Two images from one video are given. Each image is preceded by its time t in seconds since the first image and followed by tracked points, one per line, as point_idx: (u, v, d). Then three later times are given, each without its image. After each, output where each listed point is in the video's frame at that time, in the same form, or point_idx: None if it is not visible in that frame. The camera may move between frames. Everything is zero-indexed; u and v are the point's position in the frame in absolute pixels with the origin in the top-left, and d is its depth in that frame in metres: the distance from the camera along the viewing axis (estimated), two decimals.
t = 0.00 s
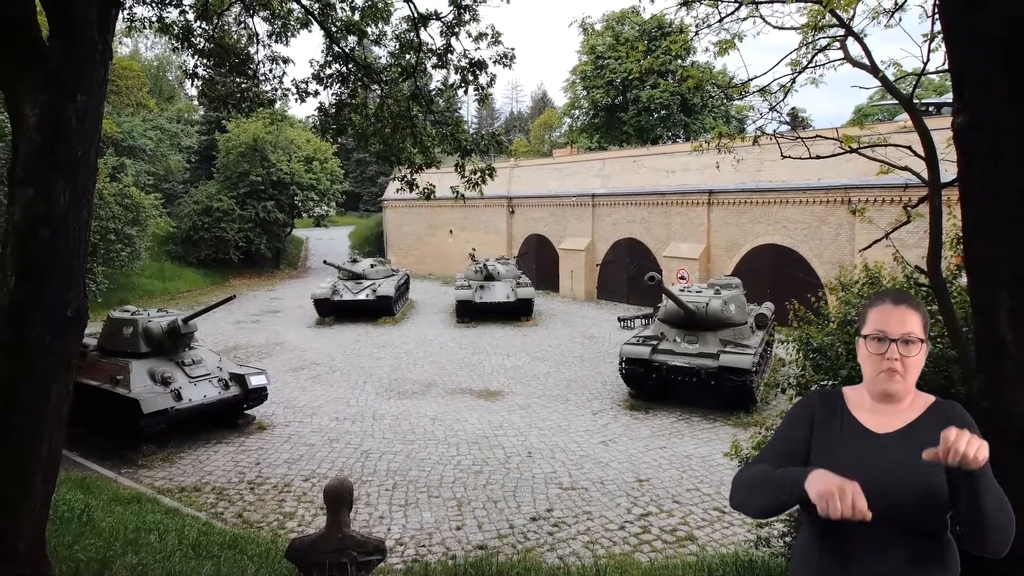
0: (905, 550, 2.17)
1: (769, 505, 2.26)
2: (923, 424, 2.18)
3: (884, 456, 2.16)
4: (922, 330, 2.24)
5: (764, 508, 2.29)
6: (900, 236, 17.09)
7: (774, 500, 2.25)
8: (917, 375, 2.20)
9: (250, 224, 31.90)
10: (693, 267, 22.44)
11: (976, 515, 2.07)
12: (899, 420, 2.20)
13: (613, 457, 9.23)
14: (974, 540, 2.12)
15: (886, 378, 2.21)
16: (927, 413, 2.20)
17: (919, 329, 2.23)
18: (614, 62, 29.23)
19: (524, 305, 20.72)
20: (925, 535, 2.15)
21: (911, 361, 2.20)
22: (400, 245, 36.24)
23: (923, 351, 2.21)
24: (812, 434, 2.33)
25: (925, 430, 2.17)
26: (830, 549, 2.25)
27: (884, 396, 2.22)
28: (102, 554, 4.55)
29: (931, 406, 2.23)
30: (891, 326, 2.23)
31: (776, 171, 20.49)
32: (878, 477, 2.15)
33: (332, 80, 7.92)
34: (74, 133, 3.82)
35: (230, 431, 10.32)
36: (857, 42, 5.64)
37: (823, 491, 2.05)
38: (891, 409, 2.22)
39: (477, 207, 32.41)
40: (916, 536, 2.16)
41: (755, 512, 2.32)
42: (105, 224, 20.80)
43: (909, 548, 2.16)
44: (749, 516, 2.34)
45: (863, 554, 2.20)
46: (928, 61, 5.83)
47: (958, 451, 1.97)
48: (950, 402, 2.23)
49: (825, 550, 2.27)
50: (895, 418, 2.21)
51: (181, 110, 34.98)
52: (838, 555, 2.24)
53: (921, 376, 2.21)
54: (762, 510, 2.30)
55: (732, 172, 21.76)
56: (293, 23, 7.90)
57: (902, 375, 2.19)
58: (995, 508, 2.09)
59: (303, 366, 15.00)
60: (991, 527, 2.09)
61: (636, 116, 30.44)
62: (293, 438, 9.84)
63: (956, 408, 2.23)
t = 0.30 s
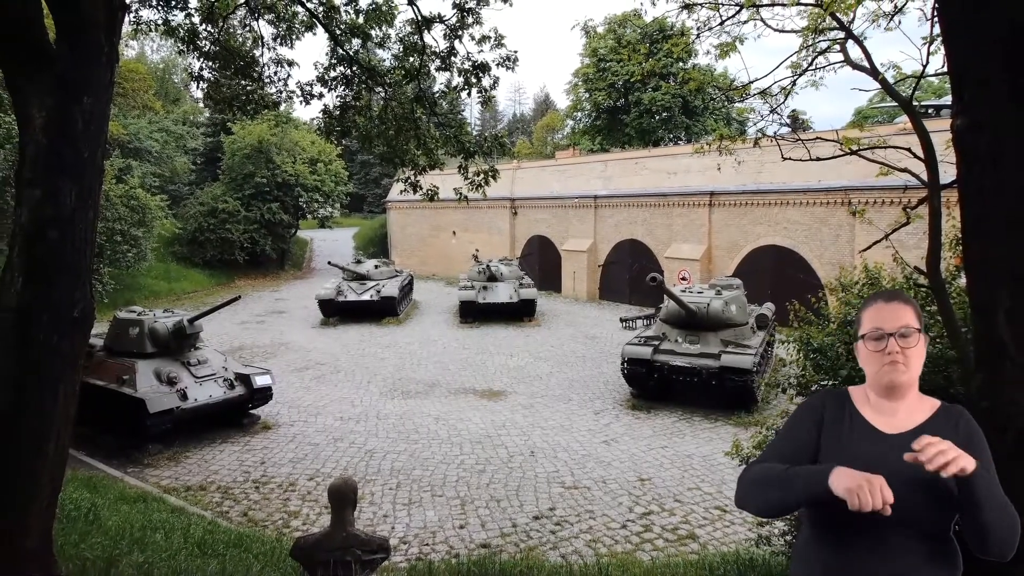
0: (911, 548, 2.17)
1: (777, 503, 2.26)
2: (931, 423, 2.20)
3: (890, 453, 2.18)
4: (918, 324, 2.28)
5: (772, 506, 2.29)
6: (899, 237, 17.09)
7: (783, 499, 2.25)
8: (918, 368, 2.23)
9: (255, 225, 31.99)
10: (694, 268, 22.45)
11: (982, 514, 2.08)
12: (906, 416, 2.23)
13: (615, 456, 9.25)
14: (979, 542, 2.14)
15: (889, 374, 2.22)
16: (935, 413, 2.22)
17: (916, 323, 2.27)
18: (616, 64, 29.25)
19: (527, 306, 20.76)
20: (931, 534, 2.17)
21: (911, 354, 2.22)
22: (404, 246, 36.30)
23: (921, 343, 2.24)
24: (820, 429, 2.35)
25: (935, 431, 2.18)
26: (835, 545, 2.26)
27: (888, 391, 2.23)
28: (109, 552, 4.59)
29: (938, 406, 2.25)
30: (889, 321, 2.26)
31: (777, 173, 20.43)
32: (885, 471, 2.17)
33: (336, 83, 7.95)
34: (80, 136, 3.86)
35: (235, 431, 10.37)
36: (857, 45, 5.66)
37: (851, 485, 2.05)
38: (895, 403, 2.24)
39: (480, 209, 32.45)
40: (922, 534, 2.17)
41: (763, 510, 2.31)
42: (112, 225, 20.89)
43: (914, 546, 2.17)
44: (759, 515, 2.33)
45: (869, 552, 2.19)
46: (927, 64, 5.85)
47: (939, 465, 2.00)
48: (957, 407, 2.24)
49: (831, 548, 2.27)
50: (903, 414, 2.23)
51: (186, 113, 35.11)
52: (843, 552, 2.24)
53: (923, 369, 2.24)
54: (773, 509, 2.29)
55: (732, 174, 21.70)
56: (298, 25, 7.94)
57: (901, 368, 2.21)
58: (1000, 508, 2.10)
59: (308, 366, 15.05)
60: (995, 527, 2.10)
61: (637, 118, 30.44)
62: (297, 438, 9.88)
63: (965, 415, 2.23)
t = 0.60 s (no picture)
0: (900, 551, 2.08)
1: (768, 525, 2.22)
2: (907, 420, 2.14)
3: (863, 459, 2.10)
4: (873, 329, 2.21)
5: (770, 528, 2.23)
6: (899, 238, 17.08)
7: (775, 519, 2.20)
8: (882, 373, 2.18)
9: (260, 227, 32.09)
10: (695, 269, 22.43)
11: (959, 510, 1.98)
12: (878, 420, 2.16)
13: (617, 455, 9.27)
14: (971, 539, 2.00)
15: (854, 384, 2.16)
16: (911, 408, 2.15)
17: (869, 327, 2.20)
18: (618, 67, 29.26)
19: (529, 307, 20.78)
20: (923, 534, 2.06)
21: (869, 361, 2.15)
22: (408, 247, 36.38)
23: (878, 348, 2.18)
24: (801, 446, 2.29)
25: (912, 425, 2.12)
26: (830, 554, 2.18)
27: (855, 401, 2.18)
28: (115, 551, 4.62)
29: (914, 402, 2.17)
30: (841, 333, 2.19)
31: (777, 175, 20.45)
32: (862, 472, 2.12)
33: (341, 85, 7.98)
34: (88, 138, 3.89)
35: (241, 430, 10.41)
36: (857, 48, 5.67)
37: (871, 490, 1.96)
38: (865, 409, 2.17)
39: (483, 210, 32.50)
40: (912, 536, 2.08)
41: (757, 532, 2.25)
42: (118, 226, 20.95)
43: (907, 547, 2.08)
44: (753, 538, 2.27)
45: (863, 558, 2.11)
46: (926, 67, 5.86)
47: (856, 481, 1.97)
48: (933, 392, 2.19)
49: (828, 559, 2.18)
50: (878, 418, 2.16)
51: (191, 115, 35.24)
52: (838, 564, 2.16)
53: (887, 371, 2.17)
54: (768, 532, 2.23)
55: (733, 176, 21.69)
56: (303, 28, 7.98)
57: (865, 376, 2.15)
58: (986, 500, 1.99)
59: (313, 366, 15.10)
60: (983, 519, 1.98)
61: (639, 121, 30.45)
62: (302, 437, 9.92)
63: (945, 399, 2.18)
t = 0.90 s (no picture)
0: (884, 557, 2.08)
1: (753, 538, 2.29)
2: (883, 424, 2.15)
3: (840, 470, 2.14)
4: (853, 334, 2.26)
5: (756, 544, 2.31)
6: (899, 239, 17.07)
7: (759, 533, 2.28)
8: (864, 378, 2.21)
9: (265, 228, 32.18)
10: (696, 270, 22.40)
11: (929, 516, 1.96)
12: (856, 425, 2.20)
13: (619, 454, 9.28)
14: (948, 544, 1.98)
15: (834, 389, 2.20)
16: (888, 411, 2.16)
17: (848, 332, 2.25)
18: (620, 69, 29.29)
19: (532, 308, 20.81)
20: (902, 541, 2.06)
21: (848, 366, 2.20)
22: (411, 248, 36.44)
23: (858, 353, 2.22)
24: (786, 458, 2.35)
25: (888, 427, 2.14)
26: (815, 562, 2.21)
27: (834, 407, 2.22)
28: (121, 549, 4.65)
29: (891, 402, 2.19)
30: (822, 337, 2.25)
31: (778, 176, 20.47)
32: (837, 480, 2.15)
33: (345, 87, 8.02)
34: (95, 140, 3.93)
35: (246, 430, 10.46)
36: (857, 50, 5.68)
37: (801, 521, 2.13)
38: (844, 415, 2.21)
39: (487, 211, 32.54)
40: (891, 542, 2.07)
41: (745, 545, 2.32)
42: (125, 228, 21.02)
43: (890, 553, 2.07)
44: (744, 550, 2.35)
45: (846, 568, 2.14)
46: (925, 69, 5.87)
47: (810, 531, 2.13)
48: (913, 391, 2.19)
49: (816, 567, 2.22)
50: (856, 425, 2.19)
51: (196, 117, 35.39)
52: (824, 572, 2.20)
53: (868, 376, 2.21)
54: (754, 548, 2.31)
55: (734, 177, 21.71)
56: (308, 31, 8.02)
57: (841, 382, 2.19)
58: (961, 503, 1.96)
59: (318, 366, 15.14)
60: (958, 524, 1.95)
61: (641, 123, 30.46)
62: (307, 437, 9.96)
63: (928, 398, 2.17)
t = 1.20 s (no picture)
0: (885, 552, 2.08)
1: (752, 522, 2.25)
2: (892, 421, 2.14)
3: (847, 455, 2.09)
4: (886, 330, 2.19)
5: (752, 525, 2.26)
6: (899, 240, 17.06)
7: (759, 517, 2.23)
8: (884, 373, 2.16)
9: (271, 229, 32.25)
10: (698, 271, 22.36)
11: (938, 514, 1.97)
12: (866, 419, 2.16)
13: (621, 454, 9.30)
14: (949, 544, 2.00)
15: (853, 379, 2.15)
16: (898, 409, 2.15)
17: (882, 328, 2.18)
18: (623, 72, 29.33)
19: (535, 308, 20.84)
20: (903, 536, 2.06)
21: (873, 359, 2.14)
22: (415, 249, 36.49)
23: (886, 348, 2.16)
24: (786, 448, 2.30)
25: (895, 425, 2.13)
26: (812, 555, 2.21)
27: (848, 396, 2.18)
28: (128, 548, 4.69)
29: (903, 401, 2.17)
30: (853, 325, 2.19)
31: (779, 177, 20.47)
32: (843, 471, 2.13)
33: (349, 90, 8.06)
34: (101, 143, 3.97)
35: (251, 429, 10.50)
36: (857, 53, 5.69)
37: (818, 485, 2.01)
38: (857, 407, 2.17)
39: (490, 213, 32.58)
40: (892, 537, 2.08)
41: (742, 529, 2.28)
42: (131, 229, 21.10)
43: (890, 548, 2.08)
44: (739, 536, 2.31)
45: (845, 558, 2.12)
46: (925, 72, 5.88)
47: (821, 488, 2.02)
48: (922, 392, 2.18)
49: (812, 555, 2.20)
50: (865, 418, 2.16)
51: (201, 120, 35.52)
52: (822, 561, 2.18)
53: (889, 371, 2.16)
54: (751, 530, 2.26)
55: (736, 178, 21.71)
56: (313, 34, 8.06)
57: (862, 373, 2.14)
58: (965, 505, 1.99)
59: (322, 366, 15.19)
60: (962, 524, 1.97)
61: (643, 125, 30.49)
62: (312, 436, 10.00)
63: (934, 401, 2.17)
